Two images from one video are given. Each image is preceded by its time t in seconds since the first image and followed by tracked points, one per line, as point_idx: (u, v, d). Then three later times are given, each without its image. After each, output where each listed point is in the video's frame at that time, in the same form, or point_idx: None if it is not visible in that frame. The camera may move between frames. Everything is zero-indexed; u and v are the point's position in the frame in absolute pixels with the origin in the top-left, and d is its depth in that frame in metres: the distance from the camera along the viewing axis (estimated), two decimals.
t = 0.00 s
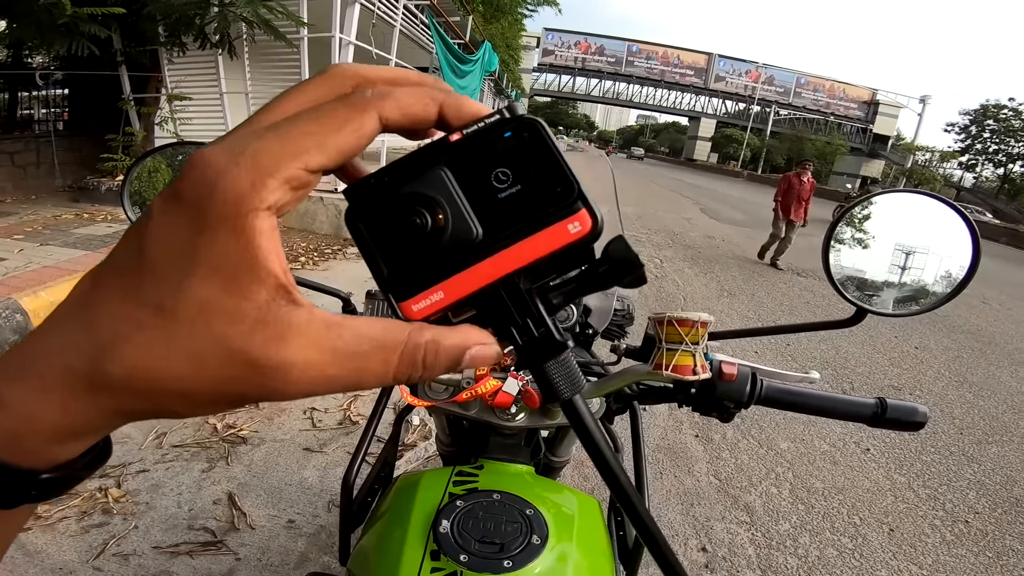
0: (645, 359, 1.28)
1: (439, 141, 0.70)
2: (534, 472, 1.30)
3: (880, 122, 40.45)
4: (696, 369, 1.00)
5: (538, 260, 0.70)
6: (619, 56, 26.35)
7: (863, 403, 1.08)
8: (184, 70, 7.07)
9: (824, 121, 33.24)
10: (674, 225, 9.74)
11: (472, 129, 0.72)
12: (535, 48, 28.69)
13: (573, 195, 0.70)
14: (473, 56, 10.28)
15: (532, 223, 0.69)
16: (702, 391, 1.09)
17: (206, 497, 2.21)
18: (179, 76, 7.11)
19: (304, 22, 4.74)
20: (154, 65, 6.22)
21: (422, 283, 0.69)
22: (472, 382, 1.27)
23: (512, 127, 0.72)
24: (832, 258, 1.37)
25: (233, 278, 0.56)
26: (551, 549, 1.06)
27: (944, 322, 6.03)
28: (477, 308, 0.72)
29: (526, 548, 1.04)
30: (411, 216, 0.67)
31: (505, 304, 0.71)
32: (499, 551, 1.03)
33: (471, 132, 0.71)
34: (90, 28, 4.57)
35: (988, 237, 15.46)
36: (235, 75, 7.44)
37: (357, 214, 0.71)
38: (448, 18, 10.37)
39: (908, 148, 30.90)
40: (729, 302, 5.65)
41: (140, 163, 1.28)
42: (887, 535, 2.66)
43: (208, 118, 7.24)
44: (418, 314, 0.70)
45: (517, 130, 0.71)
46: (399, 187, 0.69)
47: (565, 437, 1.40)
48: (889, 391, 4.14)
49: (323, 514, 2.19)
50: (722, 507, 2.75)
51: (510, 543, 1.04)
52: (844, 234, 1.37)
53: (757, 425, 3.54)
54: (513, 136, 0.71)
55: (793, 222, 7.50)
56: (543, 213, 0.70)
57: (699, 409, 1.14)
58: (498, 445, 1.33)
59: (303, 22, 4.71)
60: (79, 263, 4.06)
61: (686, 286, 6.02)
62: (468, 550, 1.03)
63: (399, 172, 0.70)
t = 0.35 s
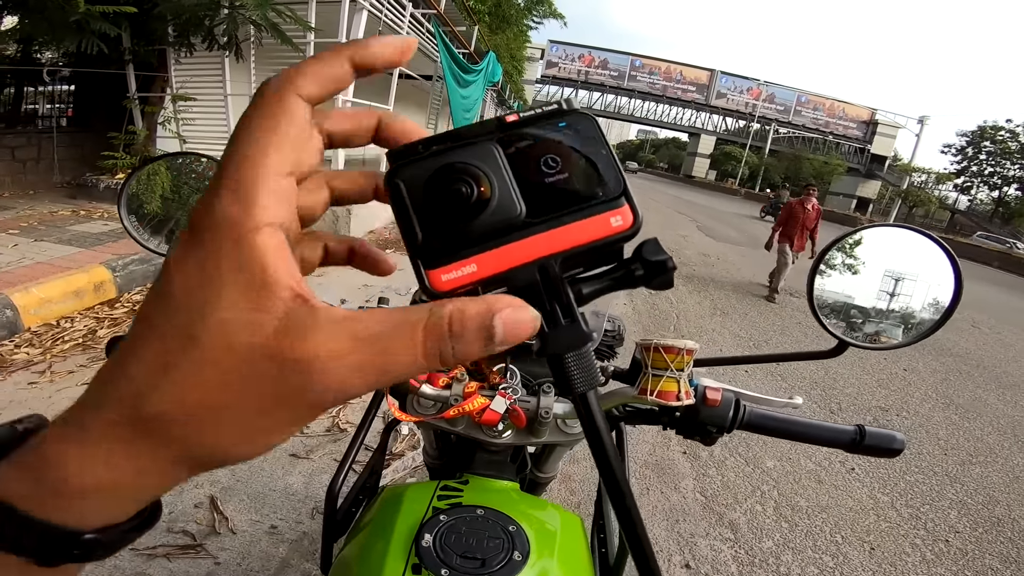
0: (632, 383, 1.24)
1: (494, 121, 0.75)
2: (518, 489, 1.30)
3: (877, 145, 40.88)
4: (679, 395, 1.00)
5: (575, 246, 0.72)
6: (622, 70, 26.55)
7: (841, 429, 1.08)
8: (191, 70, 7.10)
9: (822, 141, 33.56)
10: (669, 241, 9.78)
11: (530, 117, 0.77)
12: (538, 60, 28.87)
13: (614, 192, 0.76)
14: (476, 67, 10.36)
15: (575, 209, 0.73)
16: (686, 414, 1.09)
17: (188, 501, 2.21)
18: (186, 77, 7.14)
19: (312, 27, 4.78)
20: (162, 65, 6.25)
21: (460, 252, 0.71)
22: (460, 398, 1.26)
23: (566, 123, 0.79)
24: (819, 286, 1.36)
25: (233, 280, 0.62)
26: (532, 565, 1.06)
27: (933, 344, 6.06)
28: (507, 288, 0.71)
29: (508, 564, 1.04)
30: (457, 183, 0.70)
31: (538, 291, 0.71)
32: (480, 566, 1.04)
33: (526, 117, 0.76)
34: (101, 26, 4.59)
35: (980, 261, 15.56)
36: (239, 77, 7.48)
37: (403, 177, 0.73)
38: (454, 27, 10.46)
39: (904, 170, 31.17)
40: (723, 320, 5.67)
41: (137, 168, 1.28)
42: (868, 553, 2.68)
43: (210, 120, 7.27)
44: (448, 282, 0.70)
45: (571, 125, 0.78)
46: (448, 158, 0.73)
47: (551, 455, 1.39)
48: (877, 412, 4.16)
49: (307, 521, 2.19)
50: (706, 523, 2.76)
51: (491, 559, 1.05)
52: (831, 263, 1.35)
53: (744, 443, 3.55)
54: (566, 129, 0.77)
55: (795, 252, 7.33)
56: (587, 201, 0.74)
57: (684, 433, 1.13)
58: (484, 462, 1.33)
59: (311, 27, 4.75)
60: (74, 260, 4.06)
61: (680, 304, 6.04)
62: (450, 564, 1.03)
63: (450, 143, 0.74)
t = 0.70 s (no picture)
0: (614, 401, 1.15)
1: (551, 114, 0.84)
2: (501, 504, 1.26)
3: (866, 162, 41.47)
4: (659, 417, 0.98)
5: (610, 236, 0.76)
6: (616, 81, 26.81)
7: (814, 450, 1.07)
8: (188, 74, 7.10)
9: (812, 156, 33.97)
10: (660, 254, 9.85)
11: (585, 116, 0.86)
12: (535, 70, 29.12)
13: (650, 196, 0.82)
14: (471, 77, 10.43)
15: (613, 202, 0.79)
16: (664, 434, 1.06)
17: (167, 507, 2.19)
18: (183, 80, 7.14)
19: (311, 34, 4.81)
20: (159, 68, 6.25)
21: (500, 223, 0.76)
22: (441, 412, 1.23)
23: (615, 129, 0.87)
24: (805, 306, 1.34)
25: (247, 253, 0.57)
26: None
27: (919, 359, 6.13)
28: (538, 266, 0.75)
29: None
30: (508, 161, 0.78)
31: (566, 270, 0.70)
32: None
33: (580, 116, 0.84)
34: (100, 28, 4.60)
35: (966, 277, 15.77)
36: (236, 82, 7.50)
37: (459, 150, 0.80)
38: (451, 37, 10.55)
39: (892, 186, 31.60)
40: (712, 333, 5.72)
41: (128, 177, 1.29)
42: (851, 566, 2.70)
43: (204, 124, 7.26)
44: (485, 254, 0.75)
45: (621, 129, 0.86)
46: (504, 139, 0.81)
47: (534, 469, 1.35)
48: (862, 426, 4.19)
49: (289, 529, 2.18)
50: (691, 536, 2.77)
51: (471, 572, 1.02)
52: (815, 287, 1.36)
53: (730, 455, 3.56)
54: (617, 132, 0.85)
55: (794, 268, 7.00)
56: (626, 198, 0.81)
57: (662, 452, 1.09)
58: (467, 475, 1.29)
59: (310, 34, 4.78)
60: (61, 262, 4.04)
61: (669, 317, 6.07)
62: None
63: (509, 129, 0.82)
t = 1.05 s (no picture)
0: (600, 404, 1.17)
1: (502, 128, 0.75)
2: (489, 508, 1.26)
3: (850, 168, 42.11)
4: (645, 420, 0.98)
5: (560, 261, 0.71)
6: (606, 87, 26.98)
7: (800, 452, 1.08)
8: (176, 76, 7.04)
9: (798, 163, 34.39)
10: (648, 260, 9.89)
11: (537, 126, 0.74)
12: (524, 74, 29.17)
13: (610, 211, 0.73)
14: (461, 81, 10.45)
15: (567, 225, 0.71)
16: (652, 437, 1.06)
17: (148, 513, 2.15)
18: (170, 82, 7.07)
19: (302, 37, 4.79)
20: (146, 69, 6.18)
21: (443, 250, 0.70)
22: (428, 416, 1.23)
23: (573, 137, 0.76)
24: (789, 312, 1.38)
25: (259, 188, 0.58)
26: None
27: (903, 364, 6.21)
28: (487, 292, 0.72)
29: None
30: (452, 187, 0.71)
31: (515, 295, 0.70)
32: None
33: (533, 125, 0.74)
34: (88, 29, 4.56)
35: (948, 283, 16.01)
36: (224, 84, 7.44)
37: (406, 174, 0.74)
38: (441, 41, 10.56)
39: (876, 192, 32.07)
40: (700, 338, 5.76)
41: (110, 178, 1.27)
42: (838, 569, 2.72)
43: (191, 126, 7.20)
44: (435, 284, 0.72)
45: (578, 140, 0.75)
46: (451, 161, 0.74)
47: (522, 473, 1.35)
48: (847, 430, 4.24)
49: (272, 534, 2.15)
50: (680, 540, 2.78)
51: None
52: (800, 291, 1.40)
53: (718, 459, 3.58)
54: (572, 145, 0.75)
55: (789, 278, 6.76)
56: (580, 218, 0.73)
57: (649, 455, 1.09)
58: (453, 479, 1.28)
59: (301, 37, 4.77)
60: (42, 264, 3.97)
61: (657, 322, 6.10)
62: None
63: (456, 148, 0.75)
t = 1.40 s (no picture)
0: (596, 402, 1.16)
1: (466, 116, 0.72)
2: (483, 507, 1.24)
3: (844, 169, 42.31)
4: (641, 418, 0.98)
5: (525, 253, 0.67)
6: (603, 88, 26.99)
7: (796, 451, 1.08)
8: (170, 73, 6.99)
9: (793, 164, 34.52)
10: (643, 260, 9.91)
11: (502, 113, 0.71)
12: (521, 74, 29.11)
13: (578, 202, 0.70)
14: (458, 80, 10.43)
15: (533, 218, 0.68)
16: (647, 436, 1.05)
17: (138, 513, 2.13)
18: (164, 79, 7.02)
19: (298, 35, 4.77)
20: (141, 67, 6.13)
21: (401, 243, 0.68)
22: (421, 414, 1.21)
23: (542, 127, 0.72)
24: (784, 307, 1.38)
25: (227, 179, 0.55)
26: None
27: (896, 364, 6.24)
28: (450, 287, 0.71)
29: None
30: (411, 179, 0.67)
31: (479, 290, 0.70)
32: None
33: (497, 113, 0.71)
34: (83, 27, 4.52)
35: (940, 284, 16.12)
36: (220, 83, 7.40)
37: (362, 167, 0.71)
38: (439, 40, 10.53)
39: (870, 194, 32.20)
40: (695, 338, 5.77)
41: (102, 174, 1.25)
42: (832, 569, 2.73)
43: (185, 124, 7.15)
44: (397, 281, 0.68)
45: (545, 129, 0.72)
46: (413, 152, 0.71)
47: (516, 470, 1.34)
48: (841, 430, 4.25)
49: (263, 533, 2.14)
50: (675, 540, 2.78)
51: None
52: (797, 286, 1.38)
53: (713, 459, 3.58)
54: (539, 135, 0.71)
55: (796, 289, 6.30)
56: (547, 209, 0.69)
57: (644, 454, 1.09)
58: (447, 478, 1.28)
59: (298, 35, 4.74)
60: (33, 262, 3.94)
61: (652, 323, 6.10)
62: None
63: (415, 140, 0.72)
